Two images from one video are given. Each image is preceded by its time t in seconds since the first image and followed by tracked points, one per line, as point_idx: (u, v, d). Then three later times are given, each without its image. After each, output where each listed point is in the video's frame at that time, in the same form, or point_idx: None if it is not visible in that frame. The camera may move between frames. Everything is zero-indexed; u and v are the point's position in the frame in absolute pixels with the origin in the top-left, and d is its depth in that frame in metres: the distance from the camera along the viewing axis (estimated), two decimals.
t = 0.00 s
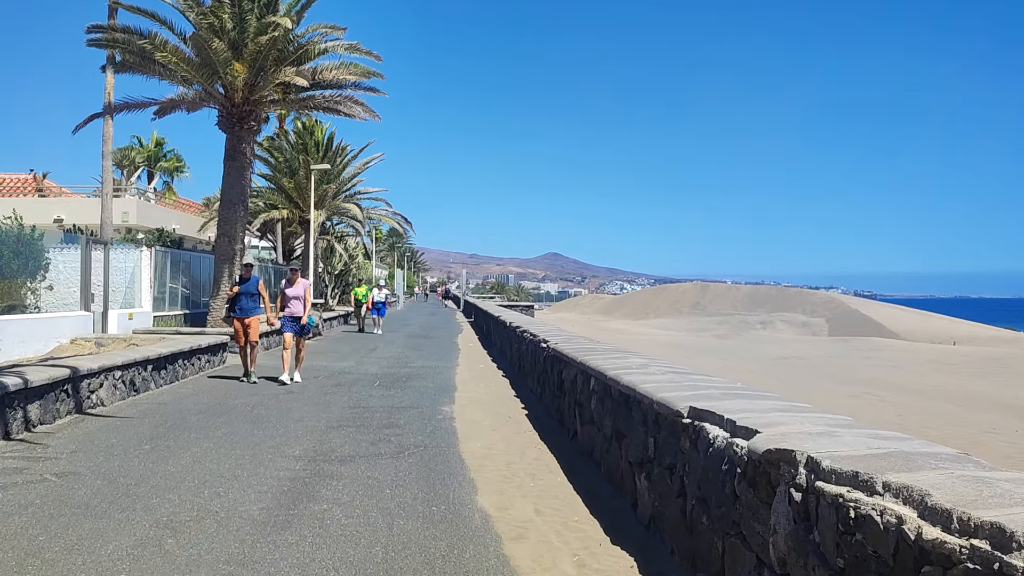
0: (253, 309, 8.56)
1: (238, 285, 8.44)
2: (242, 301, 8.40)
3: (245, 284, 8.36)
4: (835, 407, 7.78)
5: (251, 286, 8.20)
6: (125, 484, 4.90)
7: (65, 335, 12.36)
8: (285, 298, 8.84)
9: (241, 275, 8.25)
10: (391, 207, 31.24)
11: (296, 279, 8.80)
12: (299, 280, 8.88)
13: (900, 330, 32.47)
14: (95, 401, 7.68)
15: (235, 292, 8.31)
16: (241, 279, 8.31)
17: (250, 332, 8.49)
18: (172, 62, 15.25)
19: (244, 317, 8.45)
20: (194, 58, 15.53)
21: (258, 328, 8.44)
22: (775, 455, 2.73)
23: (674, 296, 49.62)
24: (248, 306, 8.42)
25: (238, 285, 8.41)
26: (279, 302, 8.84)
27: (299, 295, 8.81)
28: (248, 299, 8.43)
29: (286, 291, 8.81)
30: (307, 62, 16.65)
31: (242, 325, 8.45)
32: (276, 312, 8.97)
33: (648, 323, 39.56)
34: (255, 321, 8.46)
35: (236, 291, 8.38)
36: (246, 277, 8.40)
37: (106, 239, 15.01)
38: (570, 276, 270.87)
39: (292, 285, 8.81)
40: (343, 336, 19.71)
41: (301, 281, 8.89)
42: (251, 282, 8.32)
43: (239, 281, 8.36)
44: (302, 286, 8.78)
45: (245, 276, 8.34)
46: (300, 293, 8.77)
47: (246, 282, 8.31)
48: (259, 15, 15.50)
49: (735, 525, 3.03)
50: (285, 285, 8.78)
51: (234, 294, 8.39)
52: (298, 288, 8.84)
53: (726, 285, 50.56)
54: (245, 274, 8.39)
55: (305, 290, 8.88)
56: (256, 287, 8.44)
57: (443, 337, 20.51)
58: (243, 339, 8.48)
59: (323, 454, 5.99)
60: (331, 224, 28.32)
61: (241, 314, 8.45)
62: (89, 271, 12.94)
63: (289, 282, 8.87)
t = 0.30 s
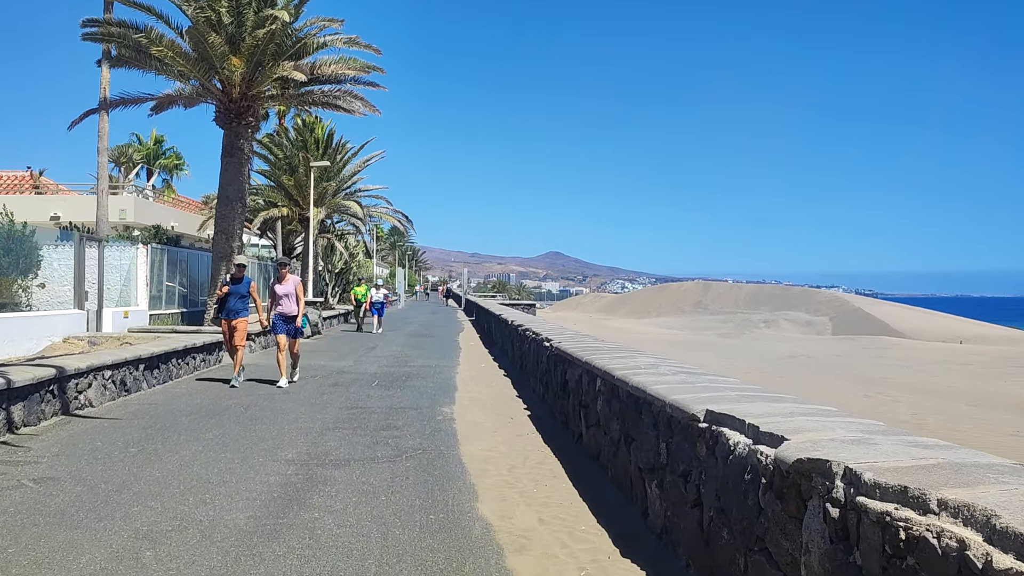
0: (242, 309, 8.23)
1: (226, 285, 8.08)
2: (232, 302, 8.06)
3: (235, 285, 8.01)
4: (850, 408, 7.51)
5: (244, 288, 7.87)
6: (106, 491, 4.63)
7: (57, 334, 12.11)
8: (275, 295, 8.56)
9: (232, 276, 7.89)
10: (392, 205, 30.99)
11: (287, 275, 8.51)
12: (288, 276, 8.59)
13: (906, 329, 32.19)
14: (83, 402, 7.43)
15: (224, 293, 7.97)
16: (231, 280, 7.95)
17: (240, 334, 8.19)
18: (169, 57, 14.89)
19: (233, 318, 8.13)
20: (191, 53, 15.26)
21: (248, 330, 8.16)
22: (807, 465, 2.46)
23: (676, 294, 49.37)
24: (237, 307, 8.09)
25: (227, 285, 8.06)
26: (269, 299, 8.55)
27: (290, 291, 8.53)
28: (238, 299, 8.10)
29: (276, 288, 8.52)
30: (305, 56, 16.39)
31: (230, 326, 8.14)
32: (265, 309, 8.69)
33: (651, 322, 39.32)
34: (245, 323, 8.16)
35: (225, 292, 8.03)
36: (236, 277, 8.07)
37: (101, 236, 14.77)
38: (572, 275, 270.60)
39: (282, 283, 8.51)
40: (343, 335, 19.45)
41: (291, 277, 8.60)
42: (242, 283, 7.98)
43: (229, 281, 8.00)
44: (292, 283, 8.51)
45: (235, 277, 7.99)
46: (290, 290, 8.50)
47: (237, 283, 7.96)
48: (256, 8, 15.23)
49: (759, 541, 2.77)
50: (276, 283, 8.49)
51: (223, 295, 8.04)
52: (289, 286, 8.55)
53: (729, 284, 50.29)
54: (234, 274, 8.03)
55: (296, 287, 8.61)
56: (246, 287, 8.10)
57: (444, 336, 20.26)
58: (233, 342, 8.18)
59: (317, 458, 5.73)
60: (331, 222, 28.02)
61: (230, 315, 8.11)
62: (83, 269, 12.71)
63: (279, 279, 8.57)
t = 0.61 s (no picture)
0: (227, 308, 7.92)
1: (212, 282, 7.80)
2: (216, 299, 7.76)
3: (220, 281, 7.72)
4: (865, 414, 7.22)
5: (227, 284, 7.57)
6: (79, 506, 4.35)
7: (46, 335, 11.83)
8: (265, 296, 8.26)
9: (215, 270, 7.62)
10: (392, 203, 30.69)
11: (278, 275, 8.22)
12: (280, 277, 8.31)
13: (911, 329, 31.89)
14: (66, 407, 7.14)
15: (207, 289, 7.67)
16: (215, 275, 7.67)
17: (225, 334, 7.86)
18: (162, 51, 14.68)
19: (218, 317, 7.81)
20: (186, 49, 14.99)
21: (233, 330, 7.81)
22: (845, 493, 2.16)
23: (679, 294, 49.08)
24: (223, 305, 7.77)
25: (213, 282, 7.78)
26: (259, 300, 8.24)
27: (280, 293, 8.23)
28: (222, 297, 7.79)
29: (266, 288, 8.22)
30: (302, 52, 16.12)
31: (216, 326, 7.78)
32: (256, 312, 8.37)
33: (654, 321, 39.02)
34: (231, 322, 7.83)
35: (209, 289, 7.74)
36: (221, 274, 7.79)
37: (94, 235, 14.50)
38: (573, 274, 270.26)
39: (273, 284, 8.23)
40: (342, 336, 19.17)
41: (283, 278, 8.30)
42: (226, 279, 7.68)
43: (213, 277, 7.73)
44: (283, 283, 8.21)
45: (220, 272, 7.73)
46: (281, 291, 8.22)
47: (221, 278, 7.67)
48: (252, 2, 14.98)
49: (787, 574, 2.48)
50: (265, 282, 8.19)
51: (207, 292, 7.75)
52: (279, 286, 8.26)
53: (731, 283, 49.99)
54: (219, 270, 7.76)
55: (287, 288, 8.30)
56: (232, 285, 7.80)
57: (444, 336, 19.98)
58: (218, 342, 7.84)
59: (307, 468, 5.45)
60: (330, 221, 27.75)
61: (214, 314, 7.81)
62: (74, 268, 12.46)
63: (269, 279, 8.28)
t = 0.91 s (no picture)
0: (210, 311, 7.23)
1: (193, 283, 7.13)
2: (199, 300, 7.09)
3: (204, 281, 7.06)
4: (888, 418, 6.93)
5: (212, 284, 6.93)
6: (59, 520, 4.06)
7: (39, 335, 11.53)
8: (258, 294, 7.86)
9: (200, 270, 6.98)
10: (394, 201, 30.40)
11: (273, 274, 7.81)
12: (275, 274, 7.90)
13: (918, 328, 31.58)
14: (55, 410, 6.86)
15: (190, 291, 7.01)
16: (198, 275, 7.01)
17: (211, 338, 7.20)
18: (159, 45, 14.36)
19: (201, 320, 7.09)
20: (184, 43, 14.73)
21: (220, 334, 7.18)
22: (918, 519, 1.87)
23: (682, 292, 48.79)
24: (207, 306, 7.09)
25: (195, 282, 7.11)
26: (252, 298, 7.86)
27: (275, 292, 7.83)
28: (205, 299, 7.12)
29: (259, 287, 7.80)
30: (301, 45, 15.83)
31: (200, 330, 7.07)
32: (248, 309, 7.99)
33: (658, 320, 38.73)
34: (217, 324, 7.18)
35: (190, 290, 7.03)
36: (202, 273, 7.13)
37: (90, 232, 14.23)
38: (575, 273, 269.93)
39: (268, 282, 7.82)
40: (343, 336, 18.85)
41: (279, 276, 7.89)
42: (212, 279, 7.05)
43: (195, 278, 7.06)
44: (278, 283, 7.82)
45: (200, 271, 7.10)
46: (276, 291, 7.83)
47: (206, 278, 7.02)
48: None
49: None
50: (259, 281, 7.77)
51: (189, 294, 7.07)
52: (274, 284, 7.84)
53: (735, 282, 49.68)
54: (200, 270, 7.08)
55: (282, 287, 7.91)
56: (216, 284, 7.16)
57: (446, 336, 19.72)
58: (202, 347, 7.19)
59: (304, 476, 5.16)
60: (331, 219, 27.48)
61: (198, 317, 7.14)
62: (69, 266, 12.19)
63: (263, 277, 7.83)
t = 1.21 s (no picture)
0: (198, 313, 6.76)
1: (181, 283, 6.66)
2: (186, 302, 6.61)
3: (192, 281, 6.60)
4: (908, 425, 6.67)
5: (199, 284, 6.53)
6: (38, 539, 3.81)
7: (33, 337, 11.27)
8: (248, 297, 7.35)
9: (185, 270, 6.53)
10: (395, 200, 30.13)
11: (263, 275, 7.38)
12: (266, 276, 7.45)
13: (923, 329, 31.30)
14: (43, 417, 6.61)
15: (176, 292, 6.53)
16: (184, 275, 6.55)
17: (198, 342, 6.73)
18: (156, 41, 14.13)
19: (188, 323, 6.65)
20: (182, 39, 14.51)
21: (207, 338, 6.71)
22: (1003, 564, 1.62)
23: (684, 293, 48.53)
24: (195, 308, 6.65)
25: (180, 283, 6.65)
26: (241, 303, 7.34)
27: (265, 295, 7.33)
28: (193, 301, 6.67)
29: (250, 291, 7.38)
30: (301, 42, 15.60)
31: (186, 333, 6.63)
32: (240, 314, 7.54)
33: (660, 321, 38.46)
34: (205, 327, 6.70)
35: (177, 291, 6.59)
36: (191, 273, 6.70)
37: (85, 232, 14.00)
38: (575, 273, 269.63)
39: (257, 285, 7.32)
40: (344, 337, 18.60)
41: (270, 278, 7.45)
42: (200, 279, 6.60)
43: (182, 278, 6.59)
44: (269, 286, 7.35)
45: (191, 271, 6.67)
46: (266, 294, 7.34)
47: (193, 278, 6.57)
48: None
49: None
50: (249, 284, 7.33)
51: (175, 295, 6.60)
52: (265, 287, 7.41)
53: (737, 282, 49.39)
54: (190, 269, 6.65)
55: (273, 290, 7.47)
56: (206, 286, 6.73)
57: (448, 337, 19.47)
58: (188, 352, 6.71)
59: (301, 488, 4.91)
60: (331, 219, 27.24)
61: (184, 320, 6.65)
62: (63, 266, 11.95)
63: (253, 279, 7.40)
